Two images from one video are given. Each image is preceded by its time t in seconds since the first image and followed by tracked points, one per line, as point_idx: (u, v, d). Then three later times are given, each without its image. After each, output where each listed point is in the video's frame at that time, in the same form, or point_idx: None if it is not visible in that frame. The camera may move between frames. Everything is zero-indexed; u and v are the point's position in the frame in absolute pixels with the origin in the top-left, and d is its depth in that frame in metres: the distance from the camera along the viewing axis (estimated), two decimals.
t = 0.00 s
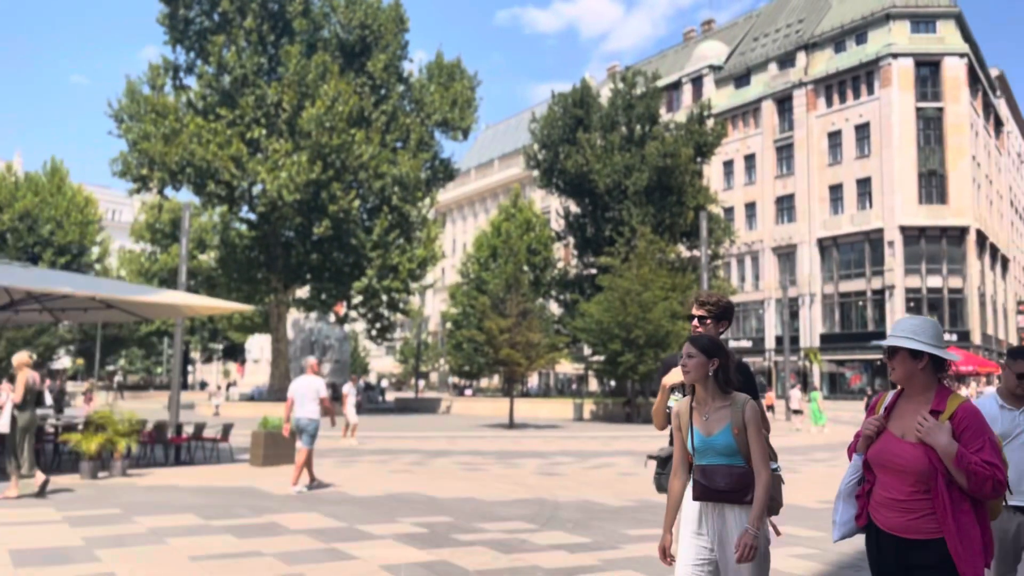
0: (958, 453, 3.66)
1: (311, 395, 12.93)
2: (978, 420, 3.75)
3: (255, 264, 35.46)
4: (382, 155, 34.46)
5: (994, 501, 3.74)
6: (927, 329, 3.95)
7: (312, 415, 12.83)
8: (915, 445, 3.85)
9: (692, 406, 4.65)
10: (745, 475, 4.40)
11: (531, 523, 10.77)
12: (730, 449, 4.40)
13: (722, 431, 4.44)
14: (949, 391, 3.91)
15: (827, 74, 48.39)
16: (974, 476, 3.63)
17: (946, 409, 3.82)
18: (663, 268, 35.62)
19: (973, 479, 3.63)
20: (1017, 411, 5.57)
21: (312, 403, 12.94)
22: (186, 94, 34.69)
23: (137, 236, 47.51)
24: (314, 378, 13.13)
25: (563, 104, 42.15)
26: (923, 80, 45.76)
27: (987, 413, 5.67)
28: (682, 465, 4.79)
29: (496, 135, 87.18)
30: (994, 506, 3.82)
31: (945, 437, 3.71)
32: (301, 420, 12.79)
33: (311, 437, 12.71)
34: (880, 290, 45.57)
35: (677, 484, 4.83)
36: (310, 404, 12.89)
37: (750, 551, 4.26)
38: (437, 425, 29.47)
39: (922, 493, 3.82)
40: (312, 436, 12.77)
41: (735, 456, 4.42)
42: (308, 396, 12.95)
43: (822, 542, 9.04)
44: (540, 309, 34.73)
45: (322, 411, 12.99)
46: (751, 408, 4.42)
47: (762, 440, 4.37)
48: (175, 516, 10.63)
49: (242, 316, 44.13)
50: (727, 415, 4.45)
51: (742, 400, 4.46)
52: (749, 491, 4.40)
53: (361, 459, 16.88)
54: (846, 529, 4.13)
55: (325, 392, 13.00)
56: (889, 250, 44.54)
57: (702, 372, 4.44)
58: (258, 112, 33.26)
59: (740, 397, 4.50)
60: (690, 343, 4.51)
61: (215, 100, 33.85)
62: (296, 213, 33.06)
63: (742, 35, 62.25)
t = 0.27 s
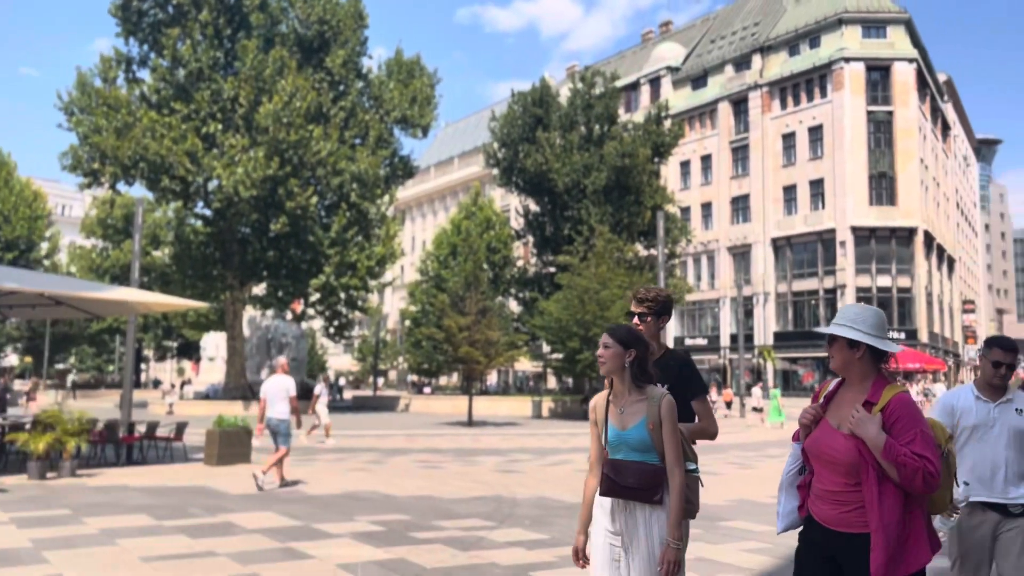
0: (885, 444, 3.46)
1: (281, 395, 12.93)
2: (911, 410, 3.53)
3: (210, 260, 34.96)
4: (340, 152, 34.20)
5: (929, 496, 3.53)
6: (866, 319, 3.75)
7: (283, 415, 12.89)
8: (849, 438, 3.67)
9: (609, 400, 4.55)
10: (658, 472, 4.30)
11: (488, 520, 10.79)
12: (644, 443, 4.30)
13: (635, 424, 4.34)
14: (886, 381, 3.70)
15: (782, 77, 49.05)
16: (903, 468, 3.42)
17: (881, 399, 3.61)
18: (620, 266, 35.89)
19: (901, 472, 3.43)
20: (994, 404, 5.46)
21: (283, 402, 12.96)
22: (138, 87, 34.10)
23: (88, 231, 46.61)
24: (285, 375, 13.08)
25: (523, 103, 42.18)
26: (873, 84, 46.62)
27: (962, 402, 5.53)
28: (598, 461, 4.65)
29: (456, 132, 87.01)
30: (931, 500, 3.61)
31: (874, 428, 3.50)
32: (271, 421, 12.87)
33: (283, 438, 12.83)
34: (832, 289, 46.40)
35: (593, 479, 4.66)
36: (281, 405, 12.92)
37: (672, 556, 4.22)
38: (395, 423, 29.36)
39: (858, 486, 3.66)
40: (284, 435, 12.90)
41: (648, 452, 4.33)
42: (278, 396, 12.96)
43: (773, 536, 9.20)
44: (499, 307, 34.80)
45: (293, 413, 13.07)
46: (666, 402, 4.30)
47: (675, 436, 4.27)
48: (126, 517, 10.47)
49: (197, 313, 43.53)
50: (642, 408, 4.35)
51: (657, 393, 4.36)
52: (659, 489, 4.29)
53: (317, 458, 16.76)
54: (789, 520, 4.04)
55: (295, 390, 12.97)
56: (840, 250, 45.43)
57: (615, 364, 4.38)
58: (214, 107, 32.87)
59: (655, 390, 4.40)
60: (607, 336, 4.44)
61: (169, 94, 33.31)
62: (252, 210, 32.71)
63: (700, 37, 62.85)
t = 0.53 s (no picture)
0: (813, 449, 3.34)
1: (249, 393, 13.01)
2: (842, 413, 3.42)
3: (164, 257, 34.37)
4: (298, 149, 33.87)
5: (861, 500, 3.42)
6: (797, 319, 3.61)
7: (251, 413, 13.01)
8: (781, 443, 3.54)
9: (527, 396, 4.30)
10: (575, 473, 4.04)
11: (446, 519, 10.72)
12: (562, 444, 4.06)
13: (552, 424, 4.09)
14: (815, 382, 3.58)
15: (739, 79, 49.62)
16: (832, 474, 3.31)
17: (811, 402, 3.49)
18: (580, 265, 36.08)
19: (829, 478, 3.32)
20: (961, 401, 5.27)
21: (251, 400, 13.06)
22: (90, 79, 33.44)
23: (36, 226, 45.58)
24: (250, 374, 13.13)
25: (483, 102, 42.14)
26: (827, 87, 47.37)
27: (926, 400, 5.33)
28: (510, 461, 4.38)
29: (415, 130, 86.67)
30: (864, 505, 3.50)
31: (804, 432, 3.38)
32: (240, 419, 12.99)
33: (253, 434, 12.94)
34: (787, 289, 47.08)
35: (501, 481, 4.38)
36: (249, 403, 13.02)
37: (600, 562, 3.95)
38: (353, 422, 29.17)
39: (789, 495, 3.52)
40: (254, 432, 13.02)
41: (565, 452, 4.07)
42: (246, 394, 13.05)
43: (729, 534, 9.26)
44: (459, 305, 34.73)
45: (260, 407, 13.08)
46: (584, 402, 4.08)
47: (595, 436, 4.04)
48: (75, 519, 10.23)
49: (151, 311, 42.90)
50: (559, 407, 4.11)
51: (575, 391, 4.13)
52: (574, 491, 4.02)
53: (273, 458, 16.56)
54: (724, 531, 3.86)
55: (261, 388, 13.04)
56: (795, 250, 46.16)
57: (532, 360, 4.13)
58: (168, 101, 32.37)
59: (574, 387, 4.16)
60: (528, 329, 4.20)
61: (122, 87, 32.67)
62: (207, 206, 32.26)
63: (659, 38, 63.36)
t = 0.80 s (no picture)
0: (741, 436, 3.33)
1: (222, 397, 12.92)
2: (764, 400, 3.46)
3: (117, 254, 33.73)
4: (255, 145, 33.47)
5: (786, 489, 3.43)
6: (714, 312, 3.65)
7: (224, 415, 12.97)
8: (706, 437, 3.54)
9: (437, 399, 4.21)
10: (482, 480, 3.93)
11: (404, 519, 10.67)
12: (468, 449, 3.96)
13: (459, 429, 4.00)
14: (736, 372, 3.62)
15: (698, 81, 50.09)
16: (760, 460, 3.30)
17: (735, 391, 3.52)
18: (540, 265, 36.15)
19: (759, 464, 3.30)
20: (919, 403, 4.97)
21: (224, 403, 12.99)
22: (40, 72, 32.72)
23: None
24: (224, 375, 13.00)
25: (443, 100, 42.03)
26: (784, 91, 48.00)
27: (884, 408, 5.02)
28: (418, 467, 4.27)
29: (376, 128, 86.16)
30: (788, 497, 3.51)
31: (731, 419, 3.38)
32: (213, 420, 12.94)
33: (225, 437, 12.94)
34: (744, 290, 47.62)
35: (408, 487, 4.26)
36: (222, 406, 12.95)
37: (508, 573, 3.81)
38: (310, 422, 28.90)
39: (717, 490, 3.51)
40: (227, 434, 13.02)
41: (471, 458, 3.97)
42: (220, 396, 12.96)
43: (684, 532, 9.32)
44: (419, 304, 34.58)
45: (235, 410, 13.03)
46: (495, 405, 3.99)
47: (503, 441, 3.94)
48: (23, 522, 9.99)
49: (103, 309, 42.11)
50: (469, 409, 4.02)
51: (485, 393, 4.04)
52: (479, 501, 3.91)
53: (228, 458, 16.34)
54: (646, 545, 3.83)
55: (235, 391, 12.95)
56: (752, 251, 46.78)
57: (442, 360, 4.04)
58: (122, 95, 31.79)
59: (484, 390, 4.07)
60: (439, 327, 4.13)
61: (73, 80, 32.01)
62: (162, 202, 31.74)
63: (620, 40, 63.74)
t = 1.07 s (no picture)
0: (675, 434, 3.32)
1: (198, 395, 12.97)
2: (696, 397, 3.47)
3: (70, 252, 33.04)
4: (214, 142, 33.01)
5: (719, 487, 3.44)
6: (644, 306, 3.63)
7: (198, 413, 12.99)
8: (637, 436, 3.55)
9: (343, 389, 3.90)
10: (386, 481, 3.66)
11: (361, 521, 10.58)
12: (371, 447, 3.66)
13: (362, 424, 3.70)
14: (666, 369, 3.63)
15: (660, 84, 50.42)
16: (696, 459, 3.30)
17: (666, 387, 3.51)
18: (503, 266, 36.11)
19: (694, 464, 3.29)
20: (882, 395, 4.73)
21: (199, 400, 13.03)
22: None
23: None
24: (199, 373, 13.08)
25: (406, 100, 41.83)
26: (744, 96, 48.47)
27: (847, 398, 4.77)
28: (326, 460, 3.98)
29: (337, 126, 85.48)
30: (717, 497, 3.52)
31: (665, 416, 3.37)
32: (187, 418, 12.92)
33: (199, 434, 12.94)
34: (704, 292, 48.03)
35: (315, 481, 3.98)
36: (197, 404, 12.98)
37: None
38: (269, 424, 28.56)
39: (647, 490, 3.52)
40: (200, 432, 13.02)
41: (377, 458, 3.67)
42: (195, 394, 12.99)
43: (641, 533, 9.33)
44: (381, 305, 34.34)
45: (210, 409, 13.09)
46: (397, 395, 3.61)
47: (406, 438, 3.56)
48: None
49: (56, 308, 41.23)
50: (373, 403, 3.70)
51: (389, 383, 3.67)
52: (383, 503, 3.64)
53: (184, 460, 16.07)
54: (576, 551, 3.83)
55: (212, 389, 13.03)
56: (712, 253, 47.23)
57: (346, 351, 3.73)
58: (76, 89, 31.16)
59: (390, 380, 3.70)
60: (339, 312, 3.78)
61: (26, 74, 31.30)
62: (117, 200, 31.16)
63: (583, 42, 63.97)
